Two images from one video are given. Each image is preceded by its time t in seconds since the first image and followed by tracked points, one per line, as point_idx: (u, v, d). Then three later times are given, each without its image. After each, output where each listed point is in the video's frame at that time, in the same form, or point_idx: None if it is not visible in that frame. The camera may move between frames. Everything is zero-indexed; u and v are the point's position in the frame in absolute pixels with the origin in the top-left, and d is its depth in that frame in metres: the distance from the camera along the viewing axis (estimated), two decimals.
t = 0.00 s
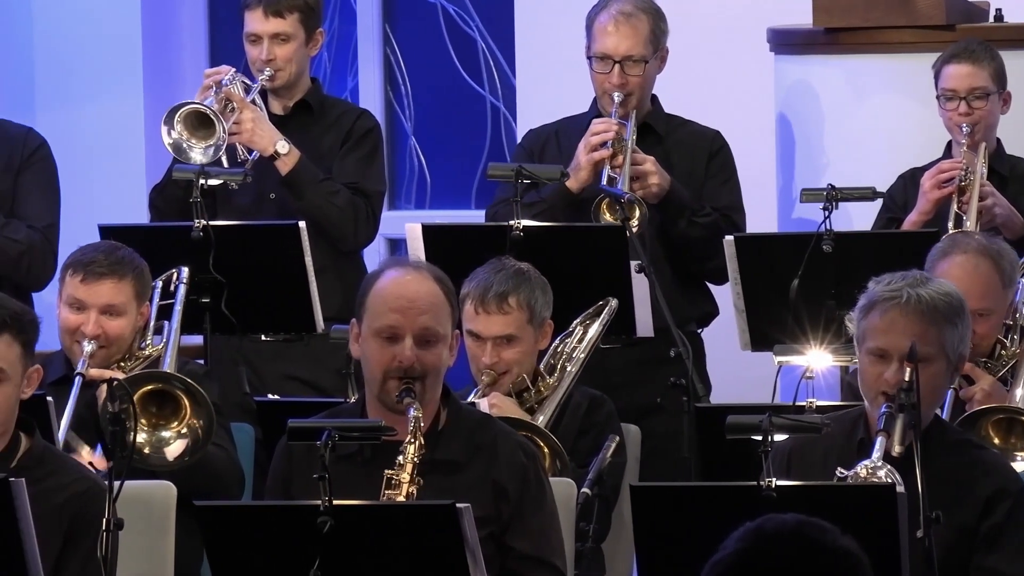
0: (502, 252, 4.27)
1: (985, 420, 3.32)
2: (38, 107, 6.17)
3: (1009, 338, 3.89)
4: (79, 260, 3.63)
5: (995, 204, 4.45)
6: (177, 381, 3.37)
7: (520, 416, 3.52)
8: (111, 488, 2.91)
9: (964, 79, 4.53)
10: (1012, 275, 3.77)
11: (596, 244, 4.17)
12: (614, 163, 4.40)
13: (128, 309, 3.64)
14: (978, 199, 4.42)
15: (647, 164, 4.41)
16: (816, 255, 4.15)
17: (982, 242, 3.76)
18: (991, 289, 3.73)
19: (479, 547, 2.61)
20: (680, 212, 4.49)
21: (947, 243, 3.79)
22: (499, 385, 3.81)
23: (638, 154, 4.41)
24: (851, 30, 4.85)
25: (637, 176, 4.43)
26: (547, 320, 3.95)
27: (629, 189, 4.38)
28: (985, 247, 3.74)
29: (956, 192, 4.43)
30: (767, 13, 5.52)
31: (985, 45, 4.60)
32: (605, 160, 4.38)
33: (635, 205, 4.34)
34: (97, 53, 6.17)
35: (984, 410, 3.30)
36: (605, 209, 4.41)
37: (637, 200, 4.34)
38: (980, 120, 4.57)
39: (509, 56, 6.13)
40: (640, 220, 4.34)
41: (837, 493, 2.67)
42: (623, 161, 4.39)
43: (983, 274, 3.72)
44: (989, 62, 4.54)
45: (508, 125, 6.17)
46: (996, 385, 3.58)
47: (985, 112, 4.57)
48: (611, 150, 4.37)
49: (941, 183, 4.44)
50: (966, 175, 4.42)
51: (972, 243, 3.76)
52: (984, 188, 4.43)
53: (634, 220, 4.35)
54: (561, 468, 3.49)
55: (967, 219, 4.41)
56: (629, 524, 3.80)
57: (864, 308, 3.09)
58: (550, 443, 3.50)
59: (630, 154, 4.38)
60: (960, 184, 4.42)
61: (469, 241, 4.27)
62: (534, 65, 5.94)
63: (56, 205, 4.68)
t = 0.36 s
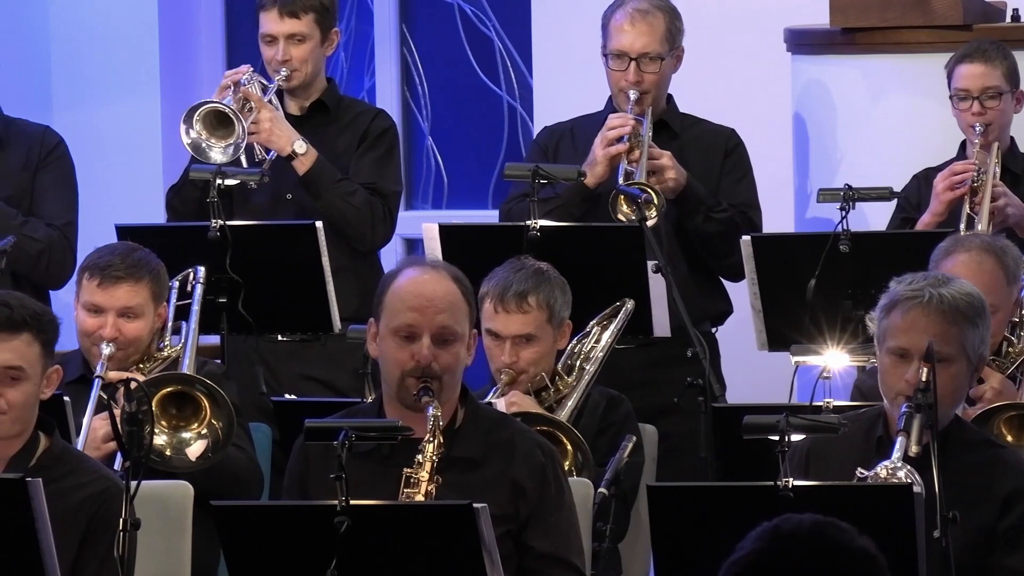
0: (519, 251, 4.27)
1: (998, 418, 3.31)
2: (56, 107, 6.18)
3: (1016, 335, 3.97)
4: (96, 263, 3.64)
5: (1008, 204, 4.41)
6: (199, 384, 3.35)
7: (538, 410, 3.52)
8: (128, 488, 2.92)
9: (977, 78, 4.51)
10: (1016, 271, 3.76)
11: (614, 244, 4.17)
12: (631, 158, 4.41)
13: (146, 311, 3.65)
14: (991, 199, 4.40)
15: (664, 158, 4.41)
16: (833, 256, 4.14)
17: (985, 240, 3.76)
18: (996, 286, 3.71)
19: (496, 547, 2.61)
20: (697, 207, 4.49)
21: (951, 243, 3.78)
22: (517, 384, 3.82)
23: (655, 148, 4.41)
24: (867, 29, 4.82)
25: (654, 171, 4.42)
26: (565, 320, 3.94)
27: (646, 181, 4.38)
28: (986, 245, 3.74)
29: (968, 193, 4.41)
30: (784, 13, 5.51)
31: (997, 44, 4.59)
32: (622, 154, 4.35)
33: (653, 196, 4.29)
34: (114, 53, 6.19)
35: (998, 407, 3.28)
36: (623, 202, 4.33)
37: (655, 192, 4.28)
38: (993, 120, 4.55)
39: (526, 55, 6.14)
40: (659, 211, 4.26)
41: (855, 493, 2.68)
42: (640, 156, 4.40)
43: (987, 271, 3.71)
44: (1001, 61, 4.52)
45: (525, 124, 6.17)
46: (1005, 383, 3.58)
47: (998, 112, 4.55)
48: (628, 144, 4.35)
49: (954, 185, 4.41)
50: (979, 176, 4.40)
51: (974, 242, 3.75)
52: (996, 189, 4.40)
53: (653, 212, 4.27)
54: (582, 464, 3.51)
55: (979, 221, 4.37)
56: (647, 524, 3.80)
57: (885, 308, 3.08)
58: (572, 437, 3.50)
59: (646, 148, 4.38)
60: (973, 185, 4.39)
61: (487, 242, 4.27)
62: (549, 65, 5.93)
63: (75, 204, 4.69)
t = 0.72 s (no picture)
0: (540, 252, 4.26)
1: (1015, 411, 3.29)
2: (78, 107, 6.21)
3: None
4: (117, 264, 3.65)
5: None
6: (219, 384, 3.35)
7: (560, 410, 3.52)
8: (149, 488, 2.92)
9: (994, 78, 4.49)
10: None
11: (636, 244, 4.16)
12: (655, 160, 4.40)
13: (166, 312, 3.66)
14: (1010, 200, 4.39)
15: (688, 160, 4.40)
16: (854, 257, 4.13)
17: (991, 236, 3.77)
18: (1007, 279, 3.73)
19: (517, 547, 2.61)
20: (720, 209, 4.48)
21: (958, 241, 3.78)
22: (540, 383, 3.80)
23: (679, 151, 4.40)
24: (889, 29, 4.80)
25: (678, 173, 4.41)
26: (588, 320, 3.93)
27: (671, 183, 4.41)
28: (993, 240, 3.76)
29: (989, 193, 4.40)
30: (805, 12, 5.49)
31: (1015, 44, 4.55)
32: (646, 157, 4.36)
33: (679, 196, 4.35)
34: (136, 52, 6.20)
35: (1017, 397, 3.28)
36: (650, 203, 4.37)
37: (682, 192, 4.34)
38: (1012, 120, 4.52)
39: (548, 55, 6.12)
40: (684, 215, 4.32)
41: (877, 493, 2.70)
42: (665, 158, 4.40)
43: (998, 265, 3.72)
44: (1020, 61, 4.50)
45: (546, 124, 6.15)
46: (1020, 377, 3.55)
47: (1016, 112, 4.52)
48: (653, 147, 4.37)
49: (973, 186, 4.40)
50: (998, 176, 4.39)
51: (982, 238, 3.77)
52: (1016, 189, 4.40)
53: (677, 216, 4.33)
54: (603, 463, 3.49)
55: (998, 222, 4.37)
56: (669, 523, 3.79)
57: (911, 307, 3.07)
58: (594, 438, 3.50)
59: (670, 151, 4.38)
60: (992, 185, 4.38)
61: (509, 242, 4.27)
62: (570, 64, 5.92)
63: (96, 203, 4.70)
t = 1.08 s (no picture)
0: (559, 252, 4.26)
1: None
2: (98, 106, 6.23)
3: None
4: (138, 266, 3.66)
5: None
6: (237, 394, 3.36)
7: (578, 409, 3.52)
8: (168, 487, 2.93)
9: (1015, 78, 4.47)
10: None
11: (655, 243, 4.16)
12: (677, 159, 4.39)
13: (187, 315, 3.66)
14: None
15: (710, 159, 4.40)
16: (874, 256, 4.12)
17: (1006, 237, 3.76)
18: None
19: (536, 547, 2.61)
20: (740, 209, 4.47)
21: (974, 241, 3.78)
22: (559, 383, 3.80)
23: (701, 149, 4.40)
24: (909, 30, 4.79)
25: (700, 172, 4.41)
26: (606, 320, 3.93)
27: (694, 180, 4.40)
28: (1008, 241, 3.75)
29: (1012, 194, 4.37)
30: (825, 10, 5.47)
31: None
32: (667, 155, 4.35)
33: (702, 192, 4.33)
34: (156, 52, 6.21)
35: None
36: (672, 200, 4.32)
37: (704, 189, 4.32)
38: None
39: (568, 56, 6.13)
40: (708, 211, 4.29)
41: (898, 493, 2.71)
42: (686, 156, 4.38)
43: (1015, 265, 3.71)
44: None
45: (565, 123, 6.15)
46: None
47: None
48: (673, 145, 4.35)
49: (996, 186, 4.38)
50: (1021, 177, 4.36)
51: (997, 239, 3.76)
52: None
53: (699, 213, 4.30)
54: (622, 462, 3.49)
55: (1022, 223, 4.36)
56: (688, 524, 3.79)
57: (934, 308, 3.07)
58: (613, 437, 3.50)
59: (692, 149, 4.37)
60: (1016, 185, 4.36)
61: (529, 243, 4.27)
62: (589, 64, 5.91)
63: (116, 203, 4.71)
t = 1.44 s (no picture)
0: (575, 252, 4.26)
1: None
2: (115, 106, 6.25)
3: None
4: (154, 267, 3.67)
5: None
6: (254, 394, 3.37)
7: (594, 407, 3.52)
8: (185, 488, 2.94)
9: None
10: None
11: (671, 244, 4.16)
12: (693, 158, 4.39)
13: (203, 315, 3.67)
14: None
15: (725, 159, 4.39)
16: (891, 256, 4.11)
17: None
18: None
19: (553, 547, 2.62)
20: (756, 209, 4.47)
21: (1004, 238, 3.77)
22: (575, 383, 3.80)
23: (717, 150, 4.39)
24: (926, 29, 4.77)
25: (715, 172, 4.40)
26: (623, 320, 3.92)
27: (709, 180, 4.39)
28: None
29: None
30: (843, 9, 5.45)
31: None
32: (683, 155, 4.34)
33: (718, 191, 4.30)
34: (173, 53, 6.23)
35: None
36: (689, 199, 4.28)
37: (720, 187, 4.29)
38: None
39: (583, 55, 6.11)
40: (725, 210, 4.27)
41: (913, 495, 2.72)
42: (702, 156, 4.39)
43: None
44: None
45: (581, 124, 6.14)
46: None
47: None
48: (690, 144, 4.36)
49: (1015, 185, 4.36)
50: None
51: None
52: None
53: (716, 212, 4.28)
54: (639, 459, 3.49)
55: None
56: (705, 523, 3.78)
57: (950, 306, 3.06)
58: (629, 435, 3.49)
59: (708, 149, 4.37)
60: None
61: (546, 243, 4.27)
62: (604, 63, 5.90)
63: (133, 203, 4.73)
